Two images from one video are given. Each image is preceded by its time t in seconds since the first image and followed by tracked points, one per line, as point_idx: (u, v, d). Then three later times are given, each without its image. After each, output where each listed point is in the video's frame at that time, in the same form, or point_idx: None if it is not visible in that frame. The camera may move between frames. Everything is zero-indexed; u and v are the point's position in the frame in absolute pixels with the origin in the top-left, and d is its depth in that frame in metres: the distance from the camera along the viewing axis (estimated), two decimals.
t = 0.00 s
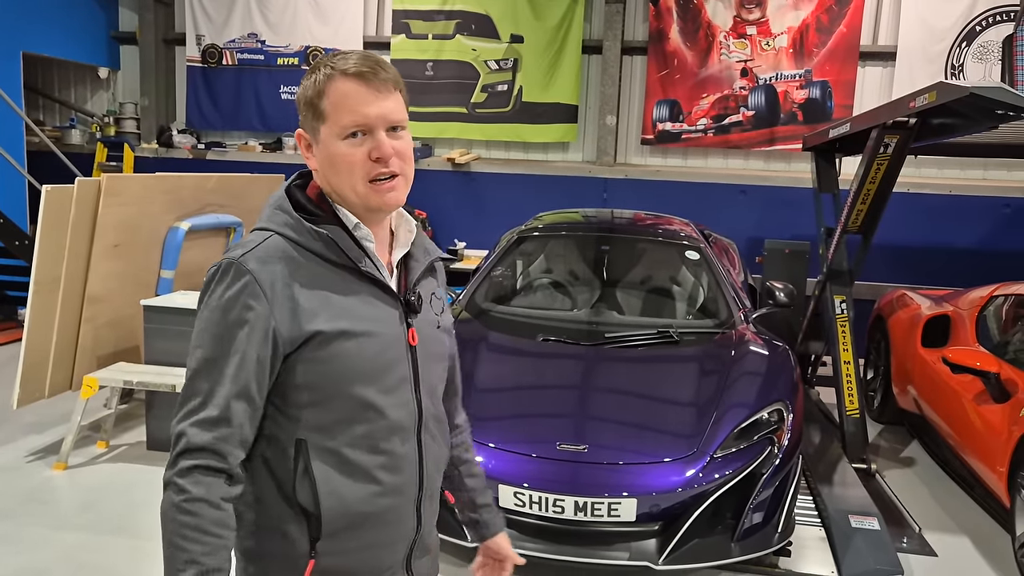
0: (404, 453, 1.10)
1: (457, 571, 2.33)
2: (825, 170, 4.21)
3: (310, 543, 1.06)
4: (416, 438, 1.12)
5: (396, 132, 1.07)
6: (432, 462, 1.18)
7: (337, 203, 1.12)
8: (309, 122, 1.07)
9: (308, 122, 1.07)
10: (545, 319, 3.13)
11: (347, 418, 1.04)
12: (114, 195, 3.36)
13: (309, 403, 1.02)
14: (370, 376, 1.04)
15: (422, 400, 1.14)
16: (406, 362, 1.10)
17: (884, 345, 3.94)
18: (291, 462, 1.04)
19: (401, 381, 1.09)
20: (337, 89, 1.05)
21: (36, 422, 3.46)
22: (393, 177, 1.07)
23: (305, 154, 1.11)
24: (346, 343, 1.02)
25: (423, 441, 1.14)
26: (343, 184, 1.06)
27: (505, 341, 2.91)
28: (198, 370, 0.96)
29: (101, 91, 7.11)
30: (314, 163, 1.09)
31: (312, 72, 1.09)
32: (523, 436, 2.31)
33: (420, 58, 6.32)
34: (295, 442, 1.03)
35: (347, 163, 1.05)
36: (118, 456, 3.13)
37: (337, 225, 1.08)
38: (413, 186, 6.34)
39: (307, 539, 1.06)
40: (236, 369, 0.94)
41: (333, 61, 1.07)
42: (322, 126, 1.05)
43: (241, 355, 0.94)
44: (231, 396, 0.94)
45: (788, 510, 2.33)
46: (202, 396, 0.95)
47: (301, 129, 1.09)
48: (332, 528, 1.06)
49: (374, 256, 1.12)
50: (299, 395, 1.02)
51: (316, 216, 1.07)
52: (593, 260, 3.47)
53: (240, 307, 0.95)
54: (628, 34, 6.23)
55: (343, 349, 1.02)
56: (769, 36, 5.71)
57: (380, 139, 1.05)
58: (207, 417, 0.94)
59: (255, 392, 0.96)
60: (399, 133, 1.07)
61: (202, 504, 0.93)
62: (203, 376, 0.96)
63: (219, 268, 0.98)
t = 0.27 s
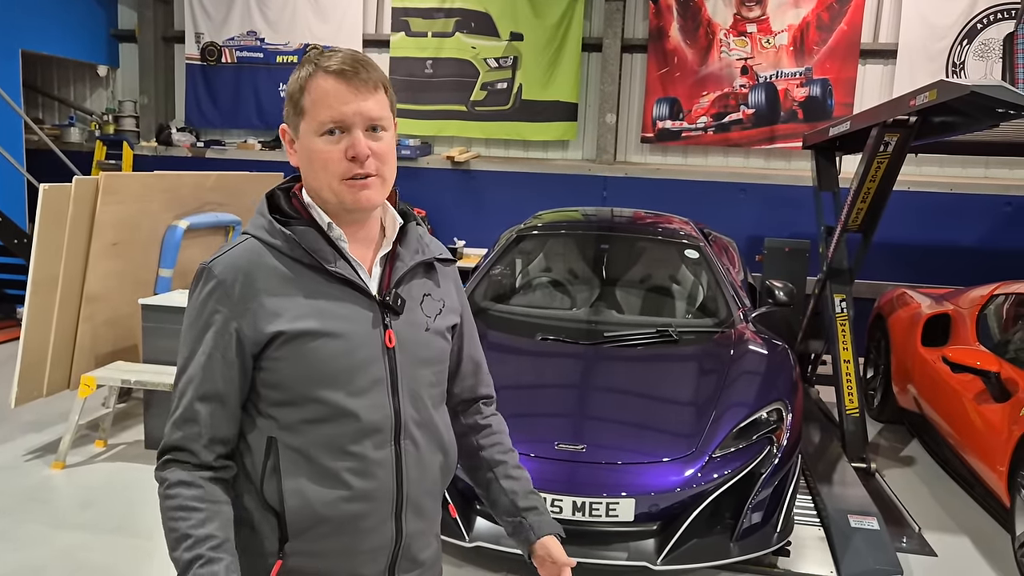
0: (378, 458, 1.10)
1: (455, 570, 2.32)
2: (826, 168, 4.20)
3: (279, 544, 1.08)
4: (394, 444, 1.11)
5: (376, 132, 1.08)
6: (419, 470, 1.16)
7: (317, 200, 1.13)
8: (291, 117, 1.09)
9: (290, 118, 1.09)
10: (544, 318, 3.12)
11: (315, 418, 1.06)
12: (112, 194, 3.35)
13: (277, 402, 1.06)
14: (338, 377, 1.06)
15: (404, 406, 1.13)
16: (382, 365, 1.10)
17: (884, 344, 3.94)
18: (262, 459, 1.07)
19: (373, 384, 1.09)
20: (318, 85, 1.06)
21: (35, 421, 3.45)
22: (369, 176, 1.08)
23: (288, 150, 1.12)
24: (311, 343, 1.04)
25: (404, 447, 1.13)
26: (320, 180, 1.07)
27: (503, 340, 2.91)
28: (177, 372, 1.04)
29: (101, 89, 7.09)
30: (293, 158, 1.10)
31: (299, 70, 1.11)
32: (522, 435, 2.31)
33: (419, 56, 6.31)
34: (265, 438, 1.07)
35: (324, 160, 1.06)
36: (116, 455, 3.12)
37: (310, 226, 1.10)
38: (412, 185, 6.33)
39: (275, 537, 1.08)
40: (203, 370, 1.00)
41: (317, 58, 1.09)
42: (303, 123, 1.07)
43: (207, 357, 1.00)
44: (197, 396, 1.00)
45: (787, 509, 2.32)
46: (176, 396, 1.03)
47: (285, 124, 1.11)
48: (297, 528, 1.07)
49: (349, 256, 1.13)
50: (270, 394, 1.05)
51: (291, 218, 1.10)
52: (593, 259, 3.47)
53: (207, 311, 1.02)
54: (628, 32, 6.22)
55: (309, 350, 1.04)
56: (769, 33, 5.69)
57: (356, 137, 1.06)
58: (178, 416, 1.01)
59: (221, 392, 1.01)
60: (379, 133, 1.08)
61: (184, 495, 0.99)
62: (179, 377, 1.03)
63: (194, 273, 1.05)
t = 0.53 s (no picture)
0: (380, 454, 1.10)
1: (453, 568, 2.32)
2: (830, 165, 4.18)
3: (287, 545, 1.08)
4: (394, 439, 1.12)
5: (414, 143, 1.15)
6: (417, 465, 1.16)
7: (327, 191, 1.11)
8: (341, 103, 1.07)
9: (342, 103, 1.07)
10: (545, 315, 3.10)
11: (314, 417, 1.06)
12: (112, 190, 3.34)
13: (271, 403, 1.06)
14: (334, 376, 1.06)
15: (402, 401, 1.13)
16: (379, 361, 1.10)
17: (888, 342, 3.91)
18: (263, 462, 1.07)
19: (371, 379, 1.09)
20: (385, 84, 1.08)
21: (36, 417, 3.46)
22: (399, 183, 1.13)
23: (313, 130, 1.08)
24: (305, 342, 1.04)
25: (403, 443, 1.13)
26: (361, 175, 1.09)
27: (504, 337, 2.90)
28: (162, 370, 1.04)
29: (104, 85, 7.09)
30: (330, 142, 1.08)
31: (346, 57, 1.10)
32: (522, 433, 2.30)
33: (422, 52, 6.30)
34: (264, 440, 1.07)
35: (376, 157, 1.08)
36: (116, 452, 3.12)
37: (301, 221, 1.10)
38: (415, 181, 6.32)
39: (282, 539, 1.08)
40: (191, 369, 1.00)
41: (374, 56, 1.11)
42: (360, 113, 1.07)
43: (196, 355, 1.00)
44: (186, 394, 1.00)
45: (787, 508, 2.31)
46: (162, 394, 1.02)
47: (321, 105, 1.07)
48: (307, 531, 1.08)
49: (341, 252, 1.13)
50: (262, 395, 1.06)
51: (281, 214, 1.10)
52: (595, 256, 3.45)
53: (197, 309, 1.01)
54: (632, 28, 6.20)
55: (303, 349, 1.04)
56: (773, 30, 5.66)
57: (408, 145, 1.11)
58: (163, 412, 1.01)
59: (211, 391, 1.01)
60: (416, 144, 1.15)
61: (168, 462, 0.98)
62: (164, 375, 1.03)
63: (181, 270, 1.05)
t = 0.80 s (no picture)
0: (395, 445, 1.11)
1: (452, 568, 2.31)
2: (836, 163, 4.14)
3: (313, 550, 1.09)
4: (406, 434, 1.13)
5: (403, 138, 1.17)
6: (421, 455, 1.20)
7: (338, 190, 1.08)
8: (354, 101, 1.05)
9: (354, 100, 1.05)
10: (548, 314, 3.09)
11: (341, 420, 1.03)
12: (113, 187, 3.35)
13: (296, 409, 1.01)
14: (357, 377, 1.04)
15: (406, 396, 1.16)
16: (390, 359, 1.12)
17: (894, 342, 3.88)
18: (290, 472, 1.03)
19: (386, 376, 1.09)
20: (389, 83, 1.09)
21: (38, 414, 3.47)
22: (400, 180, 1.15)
23: (326, 129, 1.04)
24: (334, 342, 1.02)
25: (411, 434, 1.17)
26: (377, 172, 1.08)
27: (506, 336, 2.88)
28: (178, 387, 0.94)
29: (109, 82, 7.11)
30: (344, 142, 1.05)
31: (343, 54, 1.08)
32: (521, 433, 2.28)
33: (427, 49, 6.28)
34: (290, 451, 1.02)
35: (389, 155, 1.09)
36: (117, 450, 3.12)
37: (312, 221, 1.07)
38: (419, 179, 6.31)
39: (310, 543, 1.08)
40: (225, 379, 0.93)
41: (368, 55, 1.11)
42: (373, 111, 1.06)
43: (230, 364, 0.93)
44: (222, 407, 0.92)
45: (790, 510, 2.29)
46: (185, 413, 0.93)
47: (333, 102, 1.04)
48: (337, 534, 1.10)
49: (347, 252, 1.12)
50: (287, 403, 1.01)
51: (290, 215, 1.06)
52: (599, 254, 3.43)
53: (225, 314, 0.94)
54: (638, 25, 6.16)
55: (329, 350, 1.01)
56: (781, 26, 5.62)
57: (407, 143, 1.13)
58: (191, 431, 0.92)
59: (247, 401, 0.94)
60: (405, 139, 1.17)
61: (218, 464, 0.89)
62: (185, 393, 0.94)
63: (193, 277, 0.96)
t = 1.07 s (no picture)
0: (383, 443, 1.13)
1: (452, 569, 2.31)
2: (844, 163, 4.11)
3: (314, 550, 1.09)
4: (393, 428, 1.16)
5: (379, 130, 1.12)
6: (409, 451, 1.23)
7: (303, 196, 1.09)
8: (303, 108, 1.03)
9: (301, 108, 1.03)
10: (551, 315, 3.07)
11: (345, 418, 1.05)
12: (117, 187, 3.35)
13: (300, 410, 1.01)
14: (358, 375, 1.05)
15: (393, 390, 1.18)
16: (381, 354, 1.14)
17: (902, 344, 3.84)
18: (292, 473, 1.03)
19: (379, 372, 1.11)
20: (345, 82, 1.04)
21: (43, 413, 3.49)
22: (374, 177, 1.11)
23: (278, 139, 1.05)
24: (336, 341, 1.03)
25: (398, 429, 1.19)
26: (336, 179, 1.06)
27: (508, 337, 2.87)
28: (186, 396, 0.94)
29: (117, 82, 7.15)
30: (299, 151, 1.04)
31: (301, 55, 1.05)
32: (522, 434, 2.27)
33: (434, 49, 6.28)
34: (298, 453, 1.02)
35: (346, 159, 1.05)
36: (120, 449, 3.13)
37: (303, 222, 1.07)
38: (426, 179, 6.31)
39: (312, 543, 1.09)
40: (237, 382, 0.93)
41: (331, 51, 1.06)
42: (323, 116, 1.03)
43: (241, 366, 0.93)
44: (237, 409, 0.92)
45: (793, 513, 2.27)
46: (198, 423, 0.92)
47: (283, 112, 1.04)
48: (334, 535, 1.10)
49: (336, 252, 1.12)
50: (288, 404, 1.01)
51: (281, 216, 1.06)
52: (603, 255, 3.42)
53: (233, 318, 0.94)
54: (646, 25, 6.13)
55: (332, 349, 1.02)
56: (789, 26, 5.58)
57: (375, 139, 1.08)
58: (208, 439, 0.91)
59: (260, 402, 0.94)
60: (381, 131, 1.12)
61: (242, 467, 0.90)
62: (198, 402, 0.93)
63: (194, 283, 0.95)
